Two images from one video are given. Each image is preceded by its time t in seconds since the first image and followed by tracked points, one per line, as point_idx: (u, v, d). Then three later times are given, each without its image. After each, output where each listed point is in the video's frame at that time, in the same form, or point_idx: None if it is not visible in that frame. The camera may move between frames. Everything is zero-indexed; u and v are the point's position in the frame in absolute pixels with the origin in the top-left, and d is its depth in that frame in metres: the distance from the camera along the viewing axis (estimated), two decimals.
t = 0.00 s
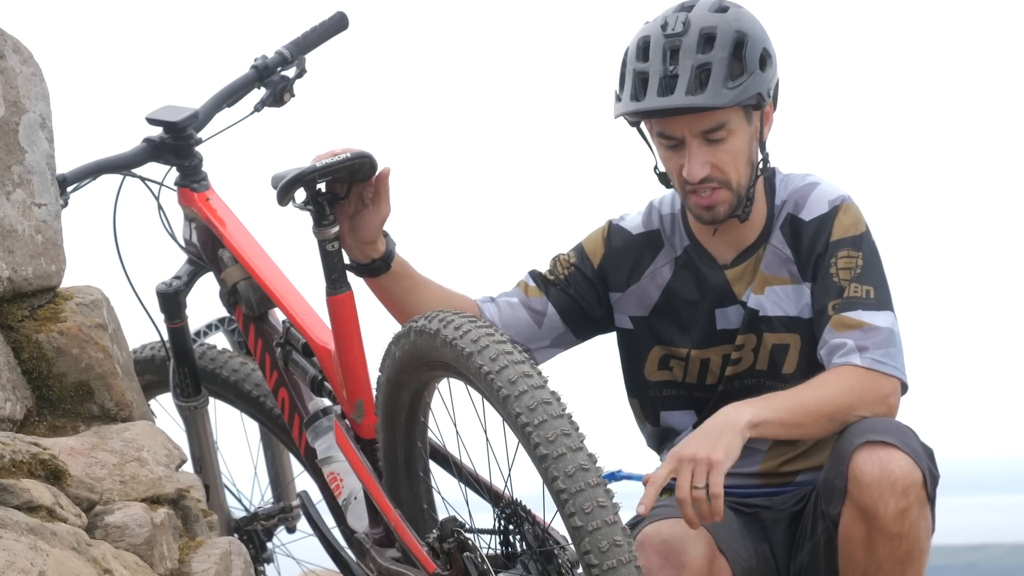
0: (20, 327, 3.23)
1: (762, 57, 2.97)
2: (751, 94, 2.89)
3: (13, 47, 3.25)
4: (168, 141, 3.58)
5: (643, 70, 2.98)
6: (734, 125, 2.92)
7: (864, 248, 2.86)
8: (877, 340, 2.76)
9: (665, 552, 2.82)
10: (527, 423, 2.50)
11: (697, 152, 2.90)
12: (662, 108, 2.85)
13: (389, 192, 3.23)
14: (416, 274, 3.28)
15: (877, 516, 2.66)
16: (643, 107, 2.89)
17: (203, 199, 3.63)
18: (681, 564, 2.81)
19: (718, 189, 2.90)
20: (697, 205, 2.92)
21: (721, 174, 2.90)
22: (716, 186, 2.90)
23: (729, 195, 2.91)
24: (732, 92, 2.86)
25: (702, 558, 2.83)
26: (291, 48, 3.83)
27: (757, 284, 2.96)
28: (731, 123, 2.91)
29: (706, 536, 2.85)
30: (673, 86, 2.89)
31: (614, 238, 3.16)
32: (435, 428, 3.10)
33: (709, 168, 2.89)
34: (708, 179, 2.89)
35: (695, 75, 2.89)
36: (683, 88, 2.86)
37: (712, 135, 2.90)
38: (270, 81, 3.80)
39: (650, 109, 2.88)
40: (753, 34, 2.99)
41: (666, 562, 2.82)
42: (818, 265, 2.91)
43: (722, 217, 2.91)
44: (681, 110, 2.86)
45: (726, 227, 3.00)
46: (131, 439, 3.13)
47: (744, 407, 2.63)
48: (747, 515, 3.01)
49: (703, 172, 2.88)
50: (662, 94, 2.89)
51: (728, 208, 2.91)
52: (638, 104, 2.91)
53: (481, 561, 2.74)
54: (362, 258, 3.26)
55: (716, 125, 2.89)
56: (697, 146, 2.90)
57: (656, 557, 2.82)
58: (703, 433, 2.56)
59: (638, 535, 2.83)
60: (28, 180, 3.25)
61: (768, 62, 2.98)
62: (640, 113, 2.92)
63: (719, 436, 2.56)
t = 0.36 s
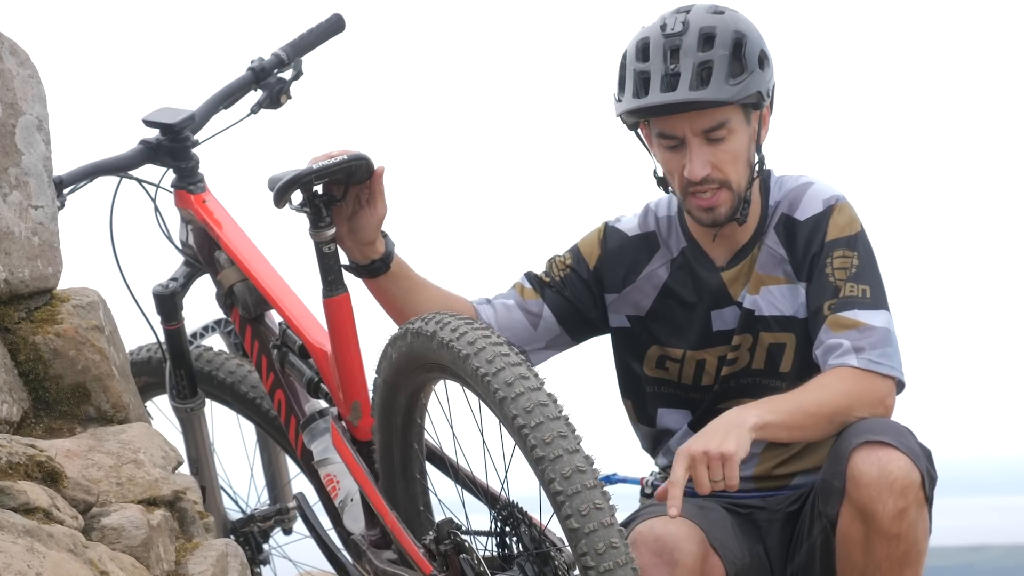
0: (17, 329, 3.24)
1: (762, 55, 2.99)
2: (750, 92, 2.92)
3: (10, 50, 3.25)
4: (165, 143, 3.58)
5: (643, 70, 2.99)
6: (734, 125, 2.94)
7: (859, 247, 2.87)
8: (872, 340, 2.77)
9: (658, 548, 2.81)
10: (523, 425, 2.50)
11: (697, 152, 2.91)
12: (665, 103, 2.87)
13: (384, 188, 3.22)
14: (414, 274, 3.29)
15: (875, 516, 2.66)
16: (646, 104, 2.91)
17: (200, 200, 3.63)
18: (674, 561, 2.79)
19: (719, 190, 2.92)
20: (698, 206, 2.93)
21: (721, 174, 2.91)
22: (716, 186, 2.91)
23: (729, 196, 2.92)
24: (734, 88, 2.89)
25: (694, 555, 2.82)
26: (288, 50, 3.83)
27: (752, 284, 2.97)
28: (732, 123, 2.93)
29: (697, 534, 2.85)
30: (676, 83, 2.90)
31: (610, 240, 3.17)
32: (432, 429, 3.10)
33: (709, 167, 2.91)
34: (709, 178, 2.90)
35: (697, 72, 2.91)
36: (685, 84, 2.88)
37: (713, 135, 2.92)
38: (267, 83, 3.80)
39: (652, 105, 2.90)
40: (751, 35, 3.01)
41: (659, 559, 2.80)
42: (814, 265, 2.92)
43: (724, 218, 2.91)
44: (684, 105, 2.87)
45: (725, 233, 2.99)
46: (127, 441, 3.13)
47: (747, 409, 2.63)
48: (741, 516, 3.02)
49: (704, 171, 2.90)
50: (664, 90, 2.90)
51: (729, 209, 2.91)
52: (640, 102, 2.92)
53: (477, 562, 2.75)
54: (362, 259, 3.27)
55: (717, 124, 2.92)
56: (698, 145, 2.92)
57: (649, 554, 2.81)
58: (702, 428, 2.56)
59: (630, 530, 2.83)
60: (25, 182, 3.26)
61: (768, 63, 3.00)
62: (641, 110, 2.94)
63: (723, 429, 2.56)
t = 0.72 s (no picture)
0: (14, 331, 3.24)
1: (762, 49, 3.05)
2: (751, 82, 2.98)
3: (7, 51, 3.25)
4: (162, 145, 3.58)
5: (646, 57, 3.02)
6: (733, 117, 2.99)
7: (853, 251, 2.87)
8: (865, 344, 2.79)
9: (638, 544, 2.83)
10: (520, 426, 2.50)
11: (696, 138, 2.96)
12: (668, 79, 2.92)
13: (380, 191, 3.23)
14: (408, 278, 3.30)
15: (854, 521, 2.66)
16: (648, 83, 2.95)
17: (197, 202, 3.64)
18: (653, 556, 2.80)
19: (715, 180, 2.95)
20: (694, 195, 2.96)
21: (719, 163, 2.95)
22: (713, 175, 2.95)
23: (725, 188, 2.96)
24: (735, 73, 2.95)
25: (674, 551, 2.83)
26: (285, 52, 3.84)
27: (740, 286, 2.98)
28: (731, 115, 2.98)
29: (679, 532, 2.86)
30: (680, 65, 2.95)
31: (603, 244, 3.17)
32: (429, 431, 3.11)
33: (708, 155, 2.95)
34: (706, 166, 2.94)
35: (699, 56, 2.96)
36: (689, 64, 2.94)
37: (712, 124, 2.97)
38: (264, 85, 3.81)
39: (654, 83, 2.94)
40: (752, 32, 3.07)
41: (639, 554, 2.82)
42: (806, 269, 2.92)
43: (718, 209, 2.93)
44: (687, 85, 2.93)
45: (718, 230, 3.00)
46: (125, 442, 3.13)
47: (742, 389, 2.68)
48: (732, 519, 3.02)
49: (702, 158, 2.94)
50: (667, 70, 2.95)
51: (724, 199, 2.94)
52: (643, 81, 2.97)
53: (475, 566, 2.77)
54: (356, 262, 3.26)
55: (717, 113, 2.97)
56: (697, 133, 2.97)
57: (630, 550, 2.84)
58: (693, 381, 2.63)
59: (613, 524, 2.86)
60: (22, 184, 3.26)
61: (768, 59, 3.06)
62: (644, 92, 2.97)
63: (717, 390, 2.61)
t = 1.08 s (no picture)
0: (12, 332, 3.24)
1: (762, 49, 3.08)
2: (754, 79, 3.01)
3: (5, 54, 3.26)
4: (160, 147, 3.58)
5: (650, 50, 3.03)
6: (734, 114, 3.00)
7: (842, 254, 2.88)
8: (842, 349, 2.79)
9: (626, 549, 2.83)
10: (518, 428, 2.51)
11: (698, 134, 2.97)
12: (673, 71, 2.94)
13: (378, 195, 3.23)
14: (404, 282, 3.31)
15: (832, 530, 2.66)
16: (653, 75, 2.97)
17: (195, 204, 3.64)
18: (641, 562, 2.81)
19: (715, 176, 2.97)
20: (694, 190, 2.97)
21: (719, 159, 2.96)
22: (714, 171, 2.97)
23: (724, 184, 2.98)
24: (740, 68, 2.98)
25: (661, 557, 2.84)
26: (283, 54, 3.84)
27: (732, 288, 2.99)
28: (732, 111, 3.00)
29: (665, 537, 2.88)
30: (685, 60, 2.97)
31: (598, 246, 3.18)
32: (427, 433, 3.11)
33: (709, 151, 2.96)
34: (707, 162, 2.96)
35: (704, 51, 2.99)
36: (694, 57, 2.96)
37: (714, 120, 2.99)
38: (262, 87, 3.81)
39: (660, 75, 2.96)
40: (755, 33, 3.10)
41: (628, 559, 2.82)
42: (795, 270, 2.93)
43: (717, 205, 2.95)
44: (693, 78, 2.95)
45: (716, 229, 3.00)
46: (123, 445, 3.13)
47: (696, 420, 2.67)
48: (724, 523, 3.03)
49: (703, 154, 2.96)
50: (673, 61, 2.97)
51: (723, 195, 2.96)
52: (647, 74, 2.98)
53: (472, 566, 2.79)
54: (351, 265, 3.27)
55: (718, 109, 2.98)
56: (699, 129, 2.98)
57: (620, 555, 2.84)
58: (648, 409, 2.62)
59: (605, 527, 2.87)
60: (20, 186, 3.26)
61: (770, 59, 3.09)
62: (648, 85, 2.99)
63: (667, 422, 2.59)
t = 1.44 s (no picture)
0: (10, 336, 3.24)
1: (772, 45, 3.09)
2: (764, 73, 3.02)
3: (3, 57, 3.26)
4: (158, 150, 3.58)
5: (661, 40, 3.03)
6: (743, 107, 3.01)
7: (837, 261, 2.89)
8: (824, 358, 2.79)
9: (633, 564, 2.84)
10: (516, 432, 2.51)
11: (708, 126, 2.98)
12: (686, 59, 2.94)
13: (375, 198, 3.23)
14: (401, 285, 3.31)
15: (813, 537, 2.68)
16: (665, 63, 2.98)
17: (193, 207, 3.64)
18: None
19: (722, 169, 2.98)
20: (701, 182, 2.98)
21: (726, 152, 2.97)
22: (721, 163, 2.97)
23: (731, 178, 2.98)
24: (751, 60, 2.98)
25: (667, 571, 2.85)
26: (281, 57, 3.84)
27: (731, 288, 2.99)
28: (741, 104, 3.01)
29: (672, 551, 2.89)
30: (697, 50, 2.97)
31: (597, 246, 3.18)
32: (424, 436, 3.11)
33: (718, 143, 2.97)
34: (715, 154, 2.96)
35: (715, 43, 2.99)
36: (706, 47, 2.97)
37: (723, 112, 2.99)
38: (259, 90, 3.81)
39: (672, 63, 2.97)
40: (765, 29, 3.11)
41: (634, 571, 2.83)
42: (789, 272, 2.94)
43: (723, 197, 2.96)
44: (705, 68, 2.95)
45: (720, 225, 3.00)
46: (120, 448, 3.13)
47: (664, 425, 2.69)
48: (723, 529, 3.03)
49: (712, 145, 2.96)
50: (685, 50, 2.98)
51: (730, 188, 2.97)
52: (659, 62, 2.99)
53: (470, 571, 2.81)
54: (347, 269, 3.28)
55: (728, 101, 2.99)
56: (708, 120, 2.99)
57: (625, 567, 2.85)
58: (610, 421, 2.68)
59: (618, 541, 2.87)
60: (18, 189, 3.26)
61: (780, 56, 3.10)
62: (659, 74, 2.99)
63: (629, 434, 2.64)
